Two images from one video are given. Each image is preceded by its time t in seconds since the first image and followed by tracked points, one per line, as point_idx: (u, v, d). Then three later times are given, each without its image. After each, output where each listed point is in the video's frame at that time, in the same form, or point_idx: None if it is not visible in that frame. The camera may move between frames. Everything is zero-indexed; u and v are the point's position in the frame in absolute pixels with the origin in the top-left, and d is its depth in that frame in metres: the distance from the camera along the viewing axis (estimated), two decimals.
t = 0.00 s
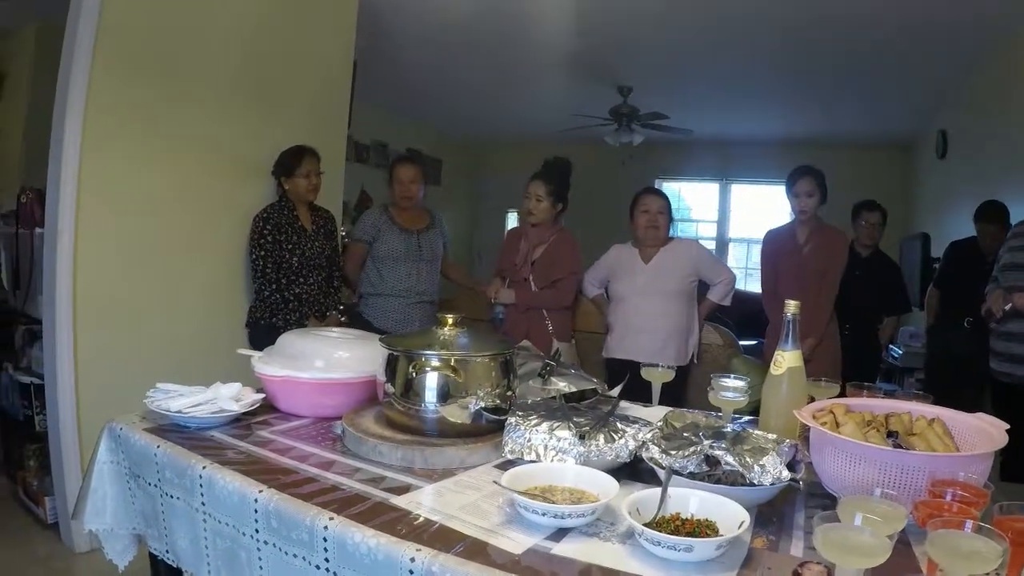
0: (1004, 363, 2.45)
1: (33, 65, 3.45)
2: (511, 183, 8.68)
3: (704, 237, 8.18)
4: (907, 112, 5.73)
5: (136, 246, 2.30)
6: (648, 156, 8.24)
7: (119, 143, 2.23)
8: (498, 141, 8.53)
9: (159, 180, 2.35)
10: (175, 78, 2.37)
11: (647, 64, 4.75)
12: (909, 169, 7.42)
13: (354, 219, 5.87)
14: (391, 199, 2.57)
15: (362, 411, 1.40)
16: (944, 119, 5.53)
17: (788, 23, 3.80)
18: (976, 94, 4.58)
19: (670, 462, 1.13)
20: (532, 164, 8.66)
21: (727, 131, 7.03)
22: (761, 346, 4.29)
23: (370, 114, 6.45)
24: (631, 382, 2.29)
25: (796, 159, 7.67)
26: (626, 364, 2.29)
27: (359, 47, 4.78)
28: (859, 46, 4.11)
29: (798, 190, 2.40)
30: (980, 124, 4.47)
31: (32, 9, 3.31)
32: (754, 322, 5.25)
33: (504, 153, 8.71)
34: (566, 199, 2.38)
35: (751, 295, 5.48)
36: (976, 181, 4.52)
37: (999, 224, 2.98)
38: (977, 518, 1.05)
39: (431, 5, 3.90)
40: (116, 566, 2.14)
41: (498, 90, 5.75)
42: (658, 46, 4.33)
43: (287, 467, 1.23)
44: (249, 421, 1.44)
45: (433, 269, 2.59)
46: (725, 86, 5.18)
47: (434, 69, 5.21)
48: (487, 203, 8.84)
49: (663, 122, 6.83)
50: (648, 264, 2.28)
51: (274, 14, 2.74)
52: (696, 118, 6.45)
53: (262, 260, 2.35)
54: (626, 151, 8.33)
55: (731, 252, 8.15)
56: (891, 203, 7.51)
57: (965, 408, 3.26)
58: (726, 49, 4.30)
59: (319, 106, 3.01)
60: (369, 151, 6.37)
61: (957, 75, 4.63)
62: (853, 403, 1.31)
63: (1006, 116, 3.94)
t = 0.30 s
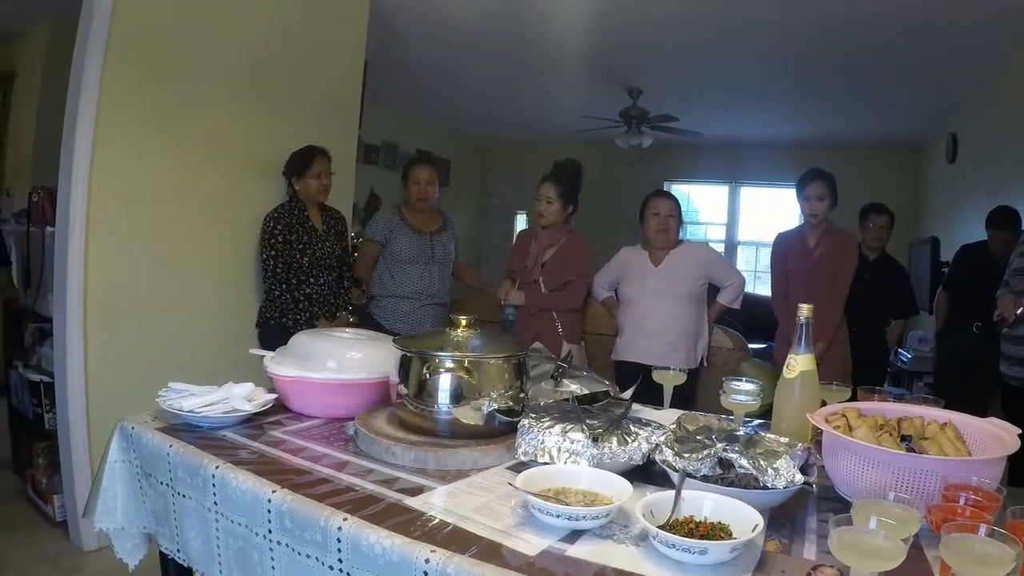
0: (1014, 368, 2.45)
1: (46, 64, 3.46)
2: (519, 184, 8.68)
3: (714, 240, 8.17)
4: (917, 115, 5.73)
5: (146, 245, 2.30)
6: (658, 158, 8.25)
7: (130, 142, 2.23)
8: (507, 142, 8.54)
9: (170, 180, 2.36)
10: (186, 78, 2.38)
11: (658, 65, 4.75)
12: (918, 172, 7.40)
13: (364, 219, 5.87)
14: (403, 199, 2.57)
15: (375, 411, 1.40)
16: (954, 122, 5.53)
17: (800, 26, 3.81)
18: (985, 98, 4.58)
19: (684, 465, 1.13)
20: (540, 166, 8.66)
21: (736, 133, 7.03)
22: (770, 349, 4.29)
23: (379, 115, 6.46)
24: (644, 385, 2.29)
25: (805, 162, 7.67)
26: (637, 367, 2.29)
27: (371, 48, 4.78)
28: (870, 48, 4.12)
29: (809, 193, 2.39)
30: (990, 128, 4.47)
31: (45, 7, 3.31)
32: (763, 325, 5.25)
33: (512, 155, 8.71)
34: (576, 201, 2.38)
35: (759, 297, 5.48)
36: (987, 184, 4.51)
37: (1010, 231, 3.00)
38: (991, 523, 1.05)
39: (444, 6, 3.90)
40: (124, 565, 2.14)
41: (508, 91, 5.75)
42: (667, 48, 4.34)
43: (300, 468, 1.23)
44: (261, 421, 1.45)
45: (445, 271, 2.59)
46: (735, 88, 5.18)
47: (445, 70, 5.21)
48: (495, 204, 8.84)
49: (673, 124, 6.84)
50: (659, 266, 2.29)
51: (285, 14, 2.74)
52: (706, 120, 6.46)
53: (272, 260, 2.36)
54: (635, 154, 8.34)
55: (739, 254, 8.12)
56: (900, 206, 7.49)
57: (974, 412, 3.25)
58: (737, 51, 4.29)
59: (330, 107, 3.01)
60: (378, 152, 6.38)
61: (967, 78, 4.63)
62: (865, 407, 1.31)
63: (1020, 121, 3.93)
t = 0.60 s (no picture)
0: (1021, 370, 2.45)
1: (54, 62, 3.46)
2: (525, 184, 8.68)
3: (721, 241, 8.13)
4: (925, 116, 5.72)
5: (154, 244, 2.31)
6: (666, 159, 8.25)
7: (138, 141, 2.23)
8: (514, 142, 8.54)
9: (177, 178, 2.36)
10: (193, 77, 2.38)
11: (666, 66, 4.75)
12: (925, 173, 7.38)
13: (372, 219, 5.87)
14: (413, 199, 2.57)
15: (383, 410, 1.40)
16: (962, 124, 5.52)
17: (808, 27, 3.81)
18: (992, 100, 4.57)
19: (692, 465, 1.13)
20: (547, 166, 8.65)
21: (743, 133, 7.02)
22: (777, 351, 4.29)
23: (386, 115, 6.46)
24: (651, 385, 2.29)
25: (813, 163, 7.66)
26: (644, 368, 2.30)
27: (380, 47, 4.79)
28: (877, 49, 4.11)
29: (816, 195, 2.40)
30: (997, 129, 4.46)
31: (54, 6, 3.32)
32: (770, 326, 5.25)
33: (519, 154, 8.71)
34: (584, 201, 2.39)
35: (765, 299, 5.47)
36: (994, 185, 4.50)
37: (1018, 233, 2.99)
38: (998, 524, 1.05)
39: (453, 6, 3.90)
40: (132, 563, 2.14)
41: (515, 91, 5.75)
42: (674, 49, 4.34)
43: (309, 467, 1.24)
44: (269, 420, 1.45)
45: (454, 271, 2.59)
46: (742, 89, 5.18)
47: (454, 70, 5.21)
48: (502, 204, 8.84)
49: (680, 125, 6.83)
50: (666, 267, 2.29)
51: (292, 14, 2.74)
52: (714, 121, 6.45)
53: (280, 259, 2.36)
54: (642, 154, 8.33)
55: (746, 255, 8.11)
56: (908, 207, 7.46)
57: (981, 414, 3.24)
58: (744, 52, 4.29)
59: (337, 106, 3.01)
60: (385, 152, 6.39)
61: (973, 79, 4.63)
62: (873, 408, 1.32)
63: None
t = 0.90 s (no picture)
0: None
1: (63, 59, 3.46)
2: (533, 183, 8.69)
3: (727, 241, 8.14)
4: (934, 117, 5.71)
5: (162, 241, 2.31)
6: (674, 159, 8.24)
7: (147, 139, 2.24)
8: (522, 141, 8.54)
9: (186, 177, 2.36)
10: (201, 74, 2.38)
11: (674, 65, 4.75)
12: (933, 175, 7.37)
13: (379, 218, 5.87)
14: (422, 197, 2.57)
15: (393, 408, 1.40)
16: (971, 125, 5.51)
17: (818, 27, 3.80)
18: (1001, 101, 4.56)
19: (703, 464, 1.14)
20: (554, 165, 8.64)
21: (750, 133, 7.02)
22: (785, 351, 4.29)
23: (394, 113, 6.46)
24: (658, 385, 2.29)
25: (821, 163, 7.65)
26: (652, 367, 2.30)
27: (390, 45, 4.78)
28: (887, 49, 4.10)
29: (825, 195, 2.39)
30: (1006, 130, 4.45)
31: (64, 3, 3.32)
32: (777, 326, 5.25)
33: (527, 153, 8.71)
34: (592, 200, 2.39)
35: (773, 299, 5.48)
36: (1003, 186, 4.49)
37: None
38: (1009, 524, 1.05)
39: (464, 4, 3.89)
40: (140, 560, 2.15)
41: (523, 90, 5.75)
42: (681, 48, 4.34)
43: (318, 464, 1.24)
44: (278, 417, 1.45)
45: (463, 270, 2.60)
46: (751, 88, 5.18)
47: (464, 69, 5.21)
48: (510, 203, 8.85)
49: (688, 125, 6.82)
50: (674, 266, 2.29)
51: (300, 12, 2.73)
52: (722, 120, 6.45)
53: (288, 257, 2.36)
54: (650, 154, 8.32)
55: (753, 256, 8.11)
56: (915, 208, 7.45)
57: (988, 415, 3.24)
58: (753, 52, 4.28)
59: (345, 104, 3.00)
60: (393, 150, 6.39)
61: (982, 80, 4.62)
62: (883, 408, 1.32)
63: None
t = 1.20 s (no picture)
0: None
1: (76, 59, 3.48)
2: (541, 184, 8.70)
3: (736, 242, 8.14)
4: (943, 118, 5.70)
5: (171, 241, 2.32)
6: (683, 160, 8.24)
7: (157, 139, 2.25)
8: (531, 142, 8.54)
9: (196, 176, 2.37)
10: (210, 74, 2.39)
11: (682, 66, 4.75)
12: (942, 177, 7.35)
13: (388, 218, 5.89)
14: (432, 197, 2.57)
15: (403, 409, 1.41)
16: (981, 126, 5.50)
17: (829, 28, 3.80)
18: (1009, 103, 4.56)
19: (714, 466, 1.14)
20: (563, 165, 8.64)
21: (759, 135, 7.02)
22: (794, 353, 4.29)
23: (403, 113, 6.47)
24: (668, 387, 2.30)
25: (830, 164, 7.63)
26: (661, 369, 2.30)
27: (401, 46, 4.79)
28: (896, 51, 4.10)
29: (834, 197, 2.40)
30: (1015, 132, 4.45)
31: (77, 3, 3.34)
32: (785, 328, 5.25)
33: (535, 154, 8.72)
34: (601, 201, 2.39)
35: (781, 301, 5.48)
36: (1013, 189, 4.48)
37: None
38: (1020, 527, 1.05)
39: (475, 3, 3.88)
40: (148, 559, 2.15)
41: (531, 91, 5.75)
42: (689, 49, 4.34)
43: (330, 464, 1.24)
44: (288, 417, 1.46)
45: (472, 271, 2.60)
46: (758, 90, 5.18)
47: (474, 70, 5.21)
48: (518, 204, 8.86)
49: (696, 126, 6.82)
50: (683, 267, 2.30)
51: (311, 12, 2.74)
52: (731, 121, 6.44)
53: (298, 257, 2.37)
54: (659, 155, 8.32)
55: (761, 257, 8.11)
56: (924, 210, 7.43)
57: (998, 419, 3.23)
58: (761, 53, 4.28)
59: (355, 105, 3.00)
60: (401, 151, 6.40)
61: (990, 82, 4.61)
62: (893, 412, 1.33)
63: None
